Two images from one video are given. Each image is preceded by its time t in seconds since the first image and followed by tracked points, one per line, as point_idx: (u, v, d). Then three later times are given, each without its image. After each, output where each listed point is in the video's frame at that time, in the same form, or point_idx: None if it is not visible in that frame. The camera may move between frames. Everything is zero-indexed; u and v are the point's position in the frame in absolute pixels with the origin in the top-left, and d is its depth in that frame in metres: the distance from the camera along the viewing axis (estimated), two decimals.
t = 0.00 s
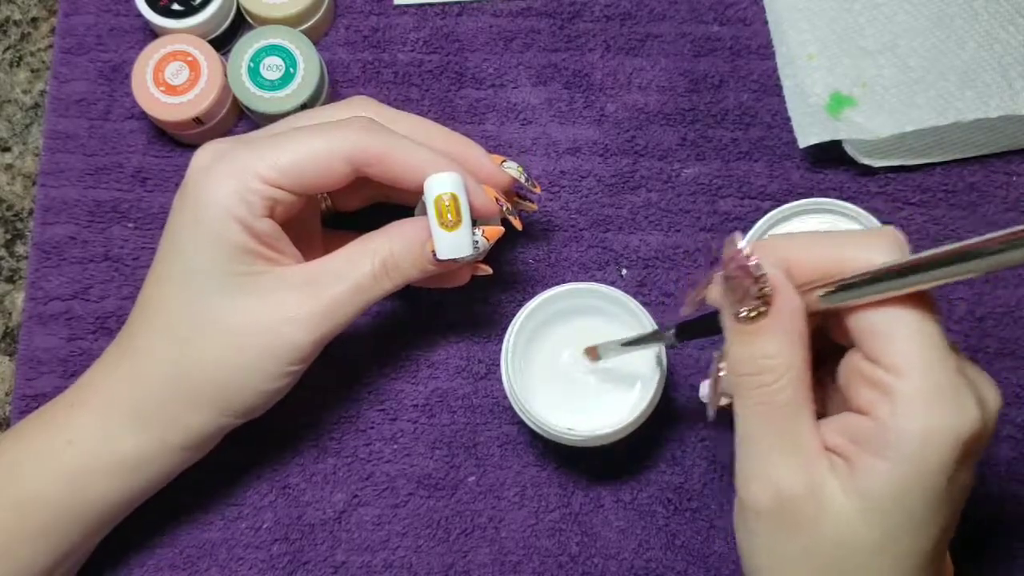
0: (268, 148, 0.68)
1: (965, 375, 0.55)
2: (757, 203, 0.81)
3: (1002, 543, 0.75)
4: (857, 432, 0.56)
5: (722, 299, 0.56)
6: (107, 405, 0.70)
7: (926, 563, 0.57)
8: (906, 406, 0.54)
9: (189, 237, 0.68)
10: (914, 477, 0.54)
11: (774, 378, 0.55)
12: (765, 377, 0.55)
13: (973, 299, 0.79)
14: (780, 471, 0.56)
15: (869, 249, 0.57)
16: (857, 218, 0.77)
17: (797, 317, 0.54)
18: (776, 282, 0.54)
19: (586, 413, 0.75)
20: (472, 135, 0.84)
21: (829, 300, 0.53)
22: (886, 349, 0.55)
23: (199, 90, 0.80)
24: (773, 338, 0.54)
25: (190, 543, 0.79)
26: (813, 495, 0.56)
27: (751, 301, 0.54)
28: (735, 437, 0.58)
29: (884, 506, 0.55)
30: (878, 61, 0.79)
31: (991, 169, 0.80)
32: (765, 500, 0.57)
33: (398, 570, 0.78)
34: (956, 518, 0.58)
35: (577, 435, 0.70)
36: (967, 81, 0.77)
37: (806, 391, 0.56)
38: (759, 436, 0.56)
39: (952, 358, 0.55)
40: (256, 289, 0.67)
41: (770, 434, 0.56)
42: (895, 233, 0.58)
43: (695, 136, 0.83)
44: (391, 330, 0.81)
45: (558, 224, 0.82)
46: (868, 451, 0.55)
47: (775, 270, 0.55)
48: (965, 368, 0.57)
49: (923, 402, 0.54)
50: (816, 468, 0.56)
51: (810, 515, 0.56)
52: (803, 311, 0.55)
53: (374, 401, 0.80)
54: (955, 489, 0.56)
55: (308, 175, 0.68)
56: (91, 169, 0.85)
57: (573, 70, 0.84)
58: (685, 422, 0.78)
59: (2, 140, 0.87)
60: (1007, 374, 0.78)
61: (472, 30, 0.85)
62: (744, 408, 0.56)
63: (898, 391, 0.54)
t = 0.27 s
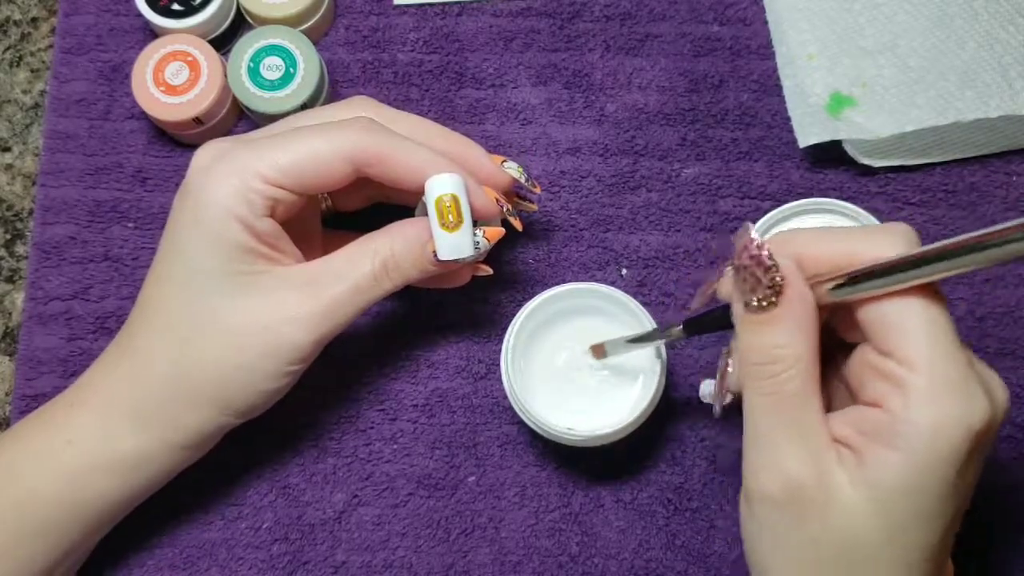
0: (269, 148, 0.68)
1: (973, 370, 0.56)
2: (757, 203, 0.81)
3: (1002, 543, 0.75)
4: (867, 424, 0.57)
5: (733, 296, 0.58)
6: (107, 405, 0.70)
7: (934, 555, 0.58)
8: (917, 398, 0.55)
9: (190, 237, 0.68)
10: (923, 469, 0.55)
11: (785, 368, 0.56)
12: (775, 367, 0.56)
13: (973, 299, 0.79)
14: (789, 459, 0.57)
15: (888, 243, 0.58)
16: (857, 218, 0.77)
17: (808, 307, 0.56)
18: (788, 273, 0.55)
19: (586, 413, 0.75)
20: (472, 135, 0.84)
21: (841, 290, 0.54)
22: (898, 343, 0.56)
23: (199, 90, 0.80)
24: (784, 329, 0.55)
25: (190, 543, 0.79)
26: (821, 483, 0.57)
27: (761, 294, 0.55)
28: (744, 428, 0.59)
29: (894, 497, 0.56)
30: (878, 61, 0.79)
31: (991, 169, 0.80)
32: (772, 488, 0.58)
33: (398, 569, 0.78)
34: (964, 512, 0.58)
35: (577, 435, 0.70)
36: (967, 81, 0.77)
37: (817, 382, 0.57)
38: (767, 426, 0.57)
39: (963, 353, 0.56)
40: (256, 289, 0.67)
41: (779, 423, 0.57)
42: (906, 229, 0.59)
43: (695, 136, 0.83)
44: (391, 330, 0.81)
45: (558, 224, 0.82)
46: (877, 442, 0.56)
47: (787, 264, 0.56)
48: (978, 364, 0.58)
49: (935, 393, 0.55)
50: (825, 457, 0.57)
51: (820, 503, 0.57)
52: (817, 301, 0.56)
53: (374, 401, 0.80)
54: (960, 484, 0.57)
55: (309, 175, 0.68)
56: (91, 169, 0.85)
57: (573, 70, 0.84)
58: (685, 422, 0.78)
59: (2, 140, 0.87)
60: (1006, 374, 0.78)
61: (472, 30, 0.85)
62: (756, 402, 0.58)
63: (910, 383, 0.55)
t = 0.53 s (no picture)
0: (269, 148, 0.68)
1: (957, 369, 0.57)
2: (758, 203, 0.81)
3: (1002, 543, 0.75)
4: (851, 422, 0.57)
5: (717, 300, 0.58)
6: (107, 404, 0.70)
7: (920, 553, 0.58)
8: (902, 394, 0.55)
9: (190, 236, 0.68)
10: (910, 466, 0.55)
11: (768, 367, 0.56)
12: (758, 367, 0.56)
13: (973, 299, 0.79)
14: (774, 457, 0.57)
15: (863, 243, 0.59)
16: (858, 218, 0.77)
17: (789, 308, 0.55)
18: (767, 275, 0.55)
19: (587, 413, 0.75)
20: (472, 135, 0.84)
21: (821, 291, 0.55)
22: (881, 341, 0.57)
23: (199, 90, 0.80)
24: (768, 329, 0.55)
25: (190, 543, 0.79)
26: (808, 481, 0.56)
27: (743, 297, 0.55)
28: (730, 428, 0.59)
29: (880, 494, 0.56)
30: (878, 61, 0.79)
31: (991, 169, 0.80)
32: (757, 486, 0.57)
33: (398, 569, 0.78)
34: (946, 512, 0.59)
35: (577, 434, 0.70)
36: (967, 81, 0.77)
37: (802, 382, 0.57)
38: (752, 424, 0.57)
39: (946, 350, 0.57)
40: (256, 289, 0.67)
41: (764, 422, 0.57)
42: (888, 229, 0.60)
43: (695, 136, 0.83)
44: (392, 330, 0.81)
45: (558, 224, 0.82)
46: (863, 439, 0.56)
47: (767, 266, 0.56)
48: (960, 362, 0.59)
49: (919, 390, 0.55)
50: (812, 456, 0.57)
51: (806, 501, 0.57)
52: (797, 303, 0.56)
53: (374, 401, 0.80)
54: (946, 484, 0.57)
55: (310, 175, 0.68)
56: (91, 169, 0.85)
57: (573, 70, 0.84)
58: (685, 421, 0.78)
59: (2, 140, 0.87)
60: (1007, 374, 0.78)
61: (472, 30, 0.85)
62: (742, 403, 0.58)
63: (894, 380, 0.56)
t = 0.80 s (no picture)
0: (272, 148, 0.68)
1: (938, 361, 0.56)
2: (758, 203, 0.81)
3: (1002, 543, 0.75)
4: (833, 416, 0.56)
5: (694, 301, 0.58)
6: (107, 404, 0.69)
7: (908, 549, 0.57)
8: (883, 386, 0.54)
9: (191, 236, 0.68)
10: (894, 459, 0.54)
11: (744, 364, 0.55)
12: (735, 364, 0.56)
13: (973, 299, 0.79)
14: (756, 453, 0.56)
15: (843, 239, 0.58)
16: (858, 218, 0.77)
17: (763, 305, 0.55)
18: (740, 272, 0.55)
19: (588, 414, 0.75)
20: (472, 135, 0.84)
21: (795, 289, 0.54)
22: (859, 334, 0.56)
23: (199, 90, 0.80)
24: (743, 325, 0.55)
25: (189, 543, 0.79)
26: (789, 476, 0.56)
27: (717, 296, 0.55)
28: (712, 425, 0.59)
29: (862, 489, 0.55)
30: (878, 61, 0.79)
31: (991, 169, 0.80)
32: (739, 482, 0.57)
33: (398, 570, 0.78)
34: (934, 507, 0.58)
35: (578, 435, 0.70)
36: (967, 81, 0.77)
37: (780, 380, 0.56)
38: (733, 421, 0.57)
39: (927, 343, 0.56)
40: (256, 289, 0.67)
41: (745, 418, 0.57)
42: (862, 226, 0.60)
43: (695, 136, 0.83)
44: (394, 330, 0.81)
45: (558, 224, 0.82)
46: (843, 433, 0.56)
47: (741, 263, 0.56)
48: (942, 356, 0.58)
49: (899, 381, 0.54)
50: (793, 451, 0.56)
51: (789, 498, 0.56)
52: (771, 300, 0.56)
53: (374, 401, 0.80)
54: (931, 477, 0.56)
55: (311, 176, 0.68)
56: (91, 169, 0.85)
57: (573, 70, 0.84)
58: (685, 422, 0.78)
59: (2, 140, 0.87)
60: (1007, 374, 0.78)
61: (472, 30, 0.85)
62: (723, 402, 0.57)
63: (874, 372, 0.55)
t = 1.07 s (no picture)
0: (273, 147, 0.68)
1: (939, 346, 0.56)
2: (758, 203, 0.81)
3: (1002, 543, 0.75)
4: (837, 401, 0.57)
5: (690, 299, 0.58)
6: (107, 403, 0.70)
7: (913, 533, 0.57)
8: (886, 368, 0.55)
9: (190, 235, 0.68)
10: (898, 440, 0.54)
11: (742, 352, 0.55)
12: (733, 352, 0.55)
13: (973, 299, 0.79)
14: (758, 439, 0.56)
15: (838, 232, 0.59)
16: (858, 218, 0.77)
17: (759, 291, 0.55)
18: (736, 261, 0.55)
19: (588, 413, 0.75)
20: (472, 135, 0.84)
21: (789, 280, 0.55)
22: (861, 320, 0.56)
23: (199, 90, 0.80)
24: (742, 312, 0.55)
25: (189, 542, 0.79)
26: (793, 461, 0.56)
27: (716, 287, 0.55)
28: (712, 413, 0.59)
29: (868, 471, 0.55)
30: (878, 61, 0.79)
31: (991, 169, 0.80)
32: (742, 470, 0.57)
33: (398, 569, 0.78)
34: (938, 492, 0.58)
35: (579, 435, 0.70)
36: (968, 81, 0.77)
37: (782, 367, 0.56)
38: (734, 408, 0.56)
39: (926, 329, 0.57)
40: (255, 289, 0.67)
41: (746, 405, 0.56)
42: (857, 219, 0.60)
43: (695, 136, 0.83)
44: (394, 330, 0.81)
45: (558, 224, 0.82)
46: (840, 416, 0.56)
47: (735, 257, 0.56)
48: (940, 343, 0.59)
49: (901, 365, 0.55)
50: (794, 437, 0.56)
51: (792, 483, 0.56)
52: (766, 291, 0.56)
53: (374, 401, 0.80)
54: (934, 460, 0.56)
55: (311, 175, 0.68)
56: (92, 169, 0.85)
57: (573, 70, 0.84)
58: (685, 422, 0.78)
59: (2, 140, 0.87)
60: (1007, 374, 0.78)
61: (472, 30, 0.85)
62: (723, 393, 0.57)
63: (874, 354, 0.55)
